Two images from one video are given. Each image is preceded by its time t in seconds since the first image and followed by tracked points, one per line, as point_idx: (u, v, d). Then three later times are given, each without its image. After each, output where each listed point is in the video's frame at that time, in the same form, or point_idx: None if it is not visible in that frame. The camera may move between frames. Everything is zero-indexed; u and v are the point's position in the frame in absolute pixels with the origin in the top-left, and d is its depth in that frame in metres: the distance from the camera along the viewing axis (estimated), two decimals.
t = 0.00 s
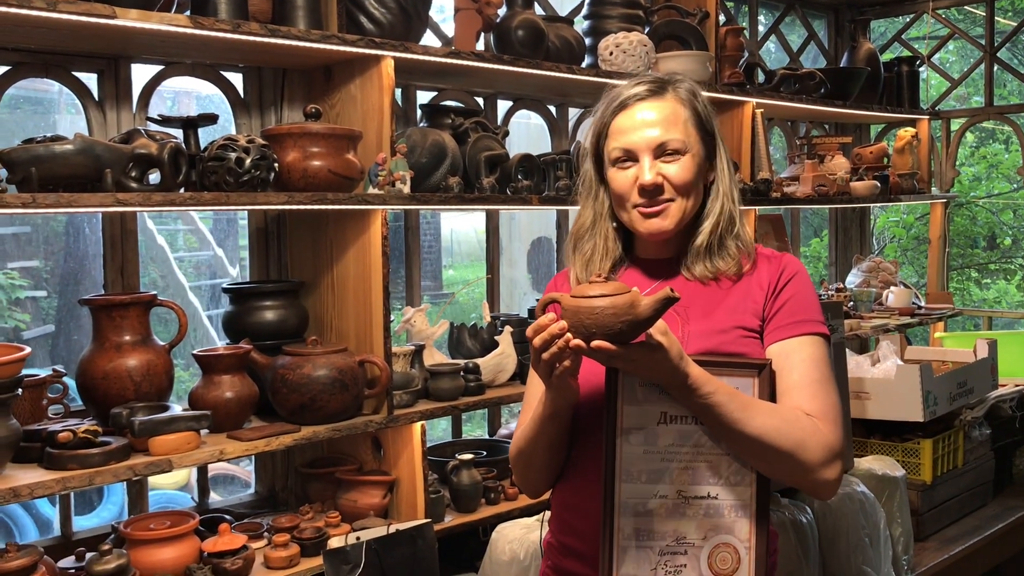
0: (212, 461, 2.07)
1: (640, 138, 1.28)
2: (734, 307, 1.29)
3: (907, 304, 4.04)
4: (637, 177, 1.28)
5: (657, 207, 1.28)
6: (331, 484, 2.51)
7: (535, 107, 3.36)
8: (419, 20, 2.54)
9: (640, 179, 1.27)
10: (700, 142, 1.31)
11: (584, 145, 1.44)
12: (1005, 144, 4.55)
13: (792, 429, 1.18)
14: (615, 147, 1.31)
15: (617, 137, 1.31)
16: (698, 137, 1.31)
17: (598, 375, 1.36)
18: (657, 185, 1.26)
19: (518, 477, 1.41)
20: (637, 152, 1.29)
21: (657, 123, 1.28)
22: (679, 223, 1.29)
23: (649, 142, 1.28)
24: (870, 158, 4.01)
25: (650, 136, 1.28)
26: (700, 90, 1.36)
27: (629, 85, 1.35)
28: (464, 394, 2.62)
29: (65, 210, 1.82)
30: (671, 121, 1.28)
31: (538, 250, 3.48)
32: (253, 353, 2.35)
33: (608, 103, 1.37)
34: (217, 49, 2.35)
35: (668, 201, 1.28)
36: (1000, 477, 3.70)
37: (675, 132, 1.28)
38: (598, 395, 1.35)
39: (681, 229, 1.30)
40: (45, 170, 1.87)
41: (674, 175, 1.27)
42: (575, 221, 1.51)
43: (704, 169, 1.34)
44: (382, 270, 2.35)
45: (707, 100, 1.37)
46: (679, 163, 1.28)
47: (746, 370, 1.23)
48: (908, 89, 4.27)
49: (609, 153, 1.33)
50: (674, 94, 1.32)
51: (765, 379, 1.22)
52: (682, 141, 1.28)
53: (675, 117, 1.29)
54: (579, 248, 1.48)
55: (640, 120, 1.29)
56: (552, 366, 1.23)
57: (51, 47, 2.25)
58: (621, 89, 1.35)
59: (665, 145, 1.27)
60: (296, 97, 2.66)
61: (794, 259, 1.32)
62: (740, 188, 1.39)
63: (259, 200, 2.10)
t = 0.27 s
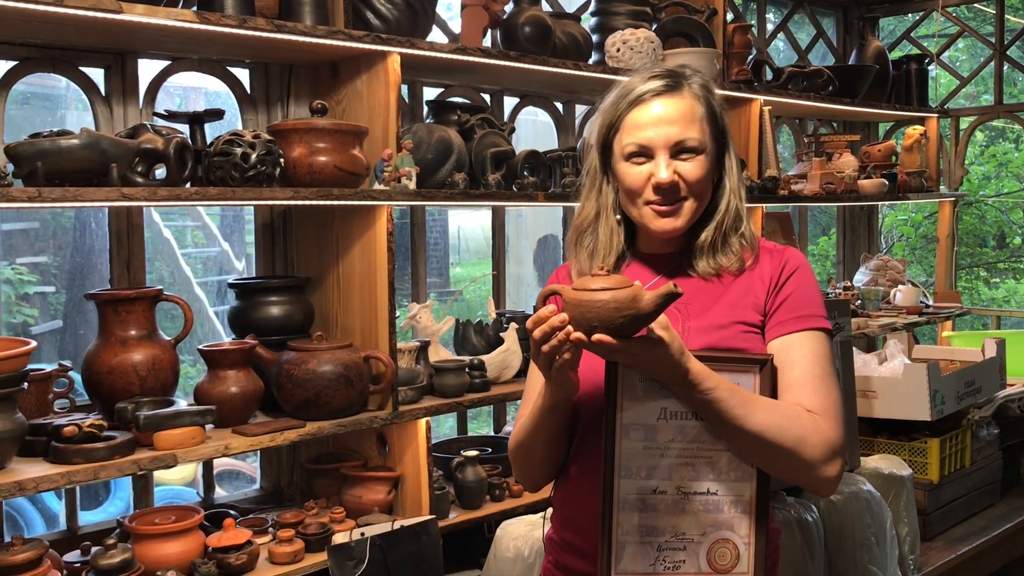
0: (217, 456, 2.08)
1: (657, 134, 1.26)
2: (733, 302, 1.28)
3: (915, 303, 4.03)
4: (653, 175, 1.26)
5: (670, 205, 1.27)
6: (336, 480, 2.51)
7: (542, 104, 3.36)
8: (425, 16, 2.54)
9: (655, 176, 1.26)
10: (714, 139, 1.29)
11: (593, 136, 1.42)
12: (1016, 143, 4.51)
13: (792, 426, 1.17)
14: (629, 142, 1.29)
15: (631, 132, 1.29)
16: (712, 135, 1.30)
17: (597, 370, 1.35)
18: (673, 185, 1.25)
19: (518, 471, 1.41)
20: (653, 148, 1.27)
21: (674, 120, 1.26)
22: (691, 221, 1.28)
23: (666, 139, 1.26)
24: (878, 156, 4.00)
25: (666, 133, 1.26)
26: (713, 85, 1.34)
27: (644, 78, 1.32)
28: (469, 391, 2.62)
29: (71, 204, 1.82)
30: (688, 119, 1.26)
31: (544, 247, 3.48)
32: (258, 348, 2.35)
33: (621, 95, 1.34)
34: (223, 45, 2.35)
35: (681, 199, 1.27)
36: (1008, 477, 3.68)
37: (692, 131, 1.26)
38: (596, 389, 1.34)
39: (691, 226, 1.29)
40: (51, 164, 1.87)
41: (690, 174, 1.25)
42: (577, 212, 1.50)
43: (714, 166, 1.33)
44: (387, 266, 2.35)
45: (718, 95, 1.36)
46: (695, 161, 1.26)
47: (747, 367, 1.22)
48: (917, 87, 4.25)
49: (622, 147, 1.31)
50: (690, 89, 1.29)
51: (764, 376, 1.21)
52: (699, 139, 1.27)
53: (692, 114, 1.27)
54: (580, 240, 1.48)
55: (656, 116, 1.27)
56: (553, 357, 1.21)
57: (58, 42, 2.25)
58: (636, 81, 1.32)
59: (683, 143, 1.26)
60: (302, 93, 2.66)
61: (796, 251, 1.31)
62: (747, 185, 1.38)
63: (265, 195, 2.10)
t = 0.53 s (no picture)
0: (221, 450, 2.08)
1: (663, 132, 1.26)
2: (736, 301, 1.27)
3: (922, 302, 4.01)
4: (657, 173, 1.26)
5: (673, 204, 1.27)
6: (340, 476, 2.51)
7: (548, 100, 3.35)
8: (430, 12, 2.54)
9: (659, 174, 1.25)
10: (720, 138, 1.29)
11: (598, 131, 1.41)
12: None
13: (795, 428, 1.16)
14: (635, 139, 1.28)
15: (636, 129, 1.28)
16: (718, 133, 1.29)
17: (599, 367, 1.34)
18: (678, 184, 1.24)
19: (517, 468, 1.41)
20: (659, 146, 1.26)
21: (681, 118, 1.26)
22: (694, 220, 1.27)
23: (672, 137, 1.25)
24: (886, 154, 3.98)
25: (673, 131, 1.25)
26: (721, 83, 1.33)
27: (652, 73, 1.31)
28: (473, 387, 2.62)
29: (76, 198, 1.82)
30: (694, 117, 1.26)
31: (551, 244, 3.47)
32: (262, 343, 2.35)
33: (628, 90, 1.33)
34: (229, 40, 2.35)
35: (685, 197, 1.26)
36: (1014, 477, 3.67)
37: (699, 129, 1.26)
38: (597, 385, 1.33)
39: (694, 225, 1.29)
40: (56, 158, 1.88)
41: (695, 173, 1.25)
42: (580, 206, 1.50)
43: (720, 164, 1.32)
44: (392, 261, 2.35)
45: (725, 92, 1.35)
46: (701, 161, 1.26)
47: (749, 368, 1.21)
48: (925, 85, 4.23)
49: (627, 143, 1.30)
50: (699, 87, 1.29)
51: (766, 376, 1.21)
52: (705, 138, 1.26)
53: (699, 113, 1.26)
54: (583, 234, 1.48)
55: (663, 113, 1.27)
56: (559, 345, 1.19)
57: (64, 37, 2.25)
58: (644, 77, 1.31)
59: (689, 141, 1.25)
60: (308, 89, 2.66)
61: (800, 251, 1.31)
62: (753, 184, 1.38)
63: (269, 190, 2.10)
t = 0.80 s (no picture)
0: (220, 446, 2.08)
1: (651, 132, 1.25)
2: (735, 302, 1.27)
3: (926, 301, 4.00)
4: (647, 173, 1.26)
5: (665, 203, 1.27)
6: (340, 472, 2.51)
7: (552, 97, 3.35)
8: (433, 9, 2.54)
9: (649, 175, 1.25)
10: (714, 136, 1.28)
11: (596, 127, 1.41)
12: None
13: (789, 432, 1.16)
14: (625, 138, 1.28)
15: (627, 129, 1.28)
16: (713, 130, 1.28)
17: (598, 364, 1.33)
18: (666, 184, 1.24)
19: (512, 462, 1.41)
20: (648, 146, 1.26)
21: (671, 117, 1.25)
22: (687, 219, 1.27)
23: (661, 137, 1.25)
24: (890, 153, 3.97)
25: (662, 131, 1.25)
26: (718, 79, 1.31)
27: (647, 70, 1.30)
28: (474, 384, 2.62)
29: (77, 193, 1.82)
30: (684, 116, 1.25)
31: (555, 242, 3.47)
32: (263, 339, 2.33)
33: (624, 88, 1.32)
34: (232, 35, 2.35)
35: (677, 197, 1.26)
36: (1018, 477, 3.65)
37: (689, 128, 1.25)
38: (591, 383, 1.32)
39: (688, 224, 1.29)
40: (57, 153, 1.88)
41: (685, 172, 1.24)
42: (581, 202, 1.50)
43: (718, 162, 1.31)
44: (393, 257, 2.35)
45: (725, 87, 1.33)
46: (692, 160, 1.25)
47: (745, 370, 1.21)
48: (931, 84, 4.22)
49: (620, 142, 1.30)
50: (693, 84, 1.27)
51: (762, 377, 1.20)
52: (695, 137, 1.25)
53: (690, 111, 1.25)
54: (583, 231, 1.48)
55: (653, 113, 1.26)
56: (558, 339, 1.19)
57: (68, 31, 2.26)
58: (639, 74, 1.30)
59: (678, 141, 1.25)
60: (310, 85, 2.66)
61: (802, 252, 1.30)
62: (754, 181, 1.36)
63: (270, 185, 2.10)
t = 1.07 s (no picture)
0: (217, 442, 2.08)
1: (643, 128, 1.26)
2: (728, 300, 1.27)
3: (927, 303, 3.99)
4: (639, 168, 1.26)
5: (659, 198, 1.27)
6: (338, 469, 2.51)
7: (553, 96, 3.35)
8: (434, 7, 2.54)
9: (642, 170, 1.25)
10: (706, 131, 1.28)
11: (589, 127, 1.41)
12: None
13: (778, 434, 1.16)
14: (617, 136, 1.28)
15: (619, 126, 1.28)
16: (704, 126, 1.28)
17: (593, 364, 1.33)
18: (659, 178, 1.24)
19: (507, 462, 1.40)
20: (640, 142, 1.26)
21: (662, 112, 1.25)
22: (682, 215, 1.27)
23: (652, 133, 1.25)
24: (892, 154, 3.97)
25: (654, 126, 1.25)
26: (708, 74, 1.32)
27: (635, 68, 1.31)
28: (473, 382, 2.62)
29: (75, 188, 1.82)
30: (675, 111, 1.25)
31: (556, 241, 3.47)
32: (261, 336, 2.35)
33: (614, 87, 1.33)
34: (232, 32, 2.35)
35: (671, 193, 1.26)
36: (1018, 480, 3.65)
37: (680, 123, 1.25)
38: (587, 387, 1.30)
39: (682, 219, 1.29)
40: (56, 148, 1.88)
41: (678, 167, 1.24)
42: (576, 203, 1.49)
43: (709, 158, 1.31)
44: (391, 254, 2.35)
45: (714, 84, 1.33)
46: (684, 155, 1.25)
47: (735, 370, 1.21)
48: (933, 85, 4.21)
49: (612, 140, 1.30)
50: (682, 79, 1.28)
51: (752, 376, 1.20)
52: (687, 132, 1.25)
53: (680, 106, 1.26)
54: (579, 232, 1.47)
55: (644, 108, 1.26)
56: (560, 350, 1.18)
57: (69, 27, 2.26)
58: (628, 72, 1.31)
59: (670, 136, 1.25)
60: (311, 82, 2.67)
61: (797, 252, 1.30)
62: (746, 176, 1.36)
63: (269, 182, 2.10)
